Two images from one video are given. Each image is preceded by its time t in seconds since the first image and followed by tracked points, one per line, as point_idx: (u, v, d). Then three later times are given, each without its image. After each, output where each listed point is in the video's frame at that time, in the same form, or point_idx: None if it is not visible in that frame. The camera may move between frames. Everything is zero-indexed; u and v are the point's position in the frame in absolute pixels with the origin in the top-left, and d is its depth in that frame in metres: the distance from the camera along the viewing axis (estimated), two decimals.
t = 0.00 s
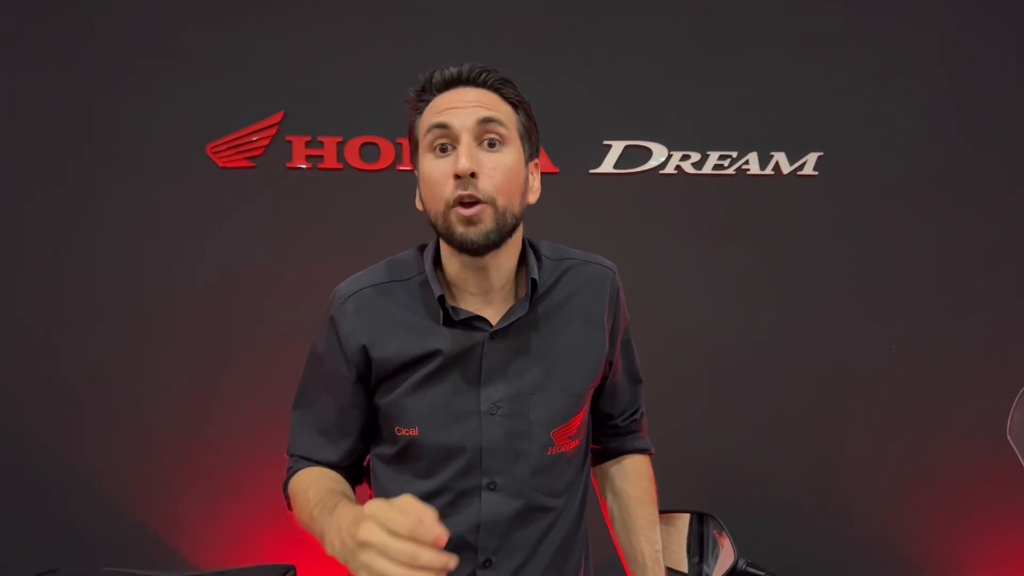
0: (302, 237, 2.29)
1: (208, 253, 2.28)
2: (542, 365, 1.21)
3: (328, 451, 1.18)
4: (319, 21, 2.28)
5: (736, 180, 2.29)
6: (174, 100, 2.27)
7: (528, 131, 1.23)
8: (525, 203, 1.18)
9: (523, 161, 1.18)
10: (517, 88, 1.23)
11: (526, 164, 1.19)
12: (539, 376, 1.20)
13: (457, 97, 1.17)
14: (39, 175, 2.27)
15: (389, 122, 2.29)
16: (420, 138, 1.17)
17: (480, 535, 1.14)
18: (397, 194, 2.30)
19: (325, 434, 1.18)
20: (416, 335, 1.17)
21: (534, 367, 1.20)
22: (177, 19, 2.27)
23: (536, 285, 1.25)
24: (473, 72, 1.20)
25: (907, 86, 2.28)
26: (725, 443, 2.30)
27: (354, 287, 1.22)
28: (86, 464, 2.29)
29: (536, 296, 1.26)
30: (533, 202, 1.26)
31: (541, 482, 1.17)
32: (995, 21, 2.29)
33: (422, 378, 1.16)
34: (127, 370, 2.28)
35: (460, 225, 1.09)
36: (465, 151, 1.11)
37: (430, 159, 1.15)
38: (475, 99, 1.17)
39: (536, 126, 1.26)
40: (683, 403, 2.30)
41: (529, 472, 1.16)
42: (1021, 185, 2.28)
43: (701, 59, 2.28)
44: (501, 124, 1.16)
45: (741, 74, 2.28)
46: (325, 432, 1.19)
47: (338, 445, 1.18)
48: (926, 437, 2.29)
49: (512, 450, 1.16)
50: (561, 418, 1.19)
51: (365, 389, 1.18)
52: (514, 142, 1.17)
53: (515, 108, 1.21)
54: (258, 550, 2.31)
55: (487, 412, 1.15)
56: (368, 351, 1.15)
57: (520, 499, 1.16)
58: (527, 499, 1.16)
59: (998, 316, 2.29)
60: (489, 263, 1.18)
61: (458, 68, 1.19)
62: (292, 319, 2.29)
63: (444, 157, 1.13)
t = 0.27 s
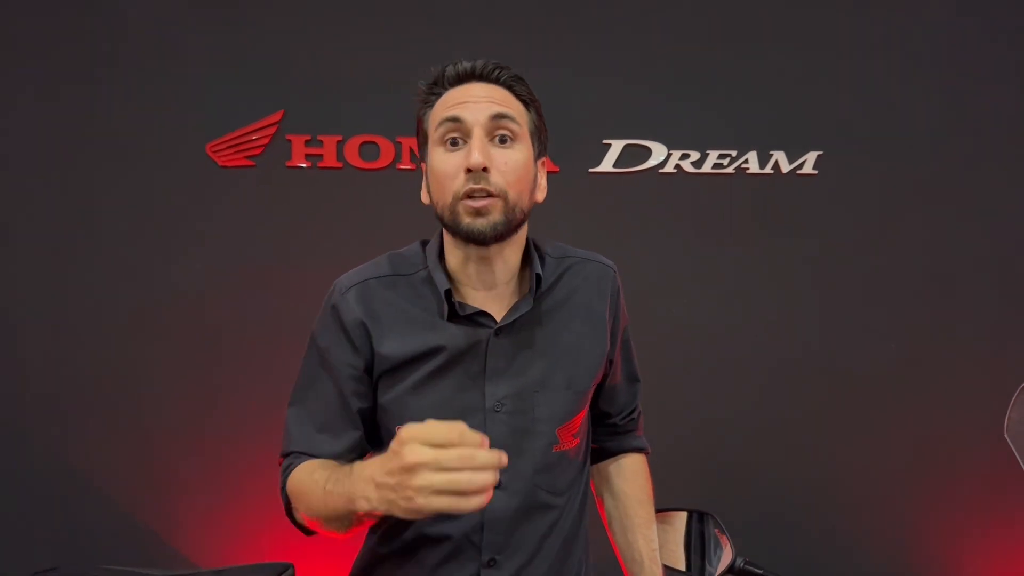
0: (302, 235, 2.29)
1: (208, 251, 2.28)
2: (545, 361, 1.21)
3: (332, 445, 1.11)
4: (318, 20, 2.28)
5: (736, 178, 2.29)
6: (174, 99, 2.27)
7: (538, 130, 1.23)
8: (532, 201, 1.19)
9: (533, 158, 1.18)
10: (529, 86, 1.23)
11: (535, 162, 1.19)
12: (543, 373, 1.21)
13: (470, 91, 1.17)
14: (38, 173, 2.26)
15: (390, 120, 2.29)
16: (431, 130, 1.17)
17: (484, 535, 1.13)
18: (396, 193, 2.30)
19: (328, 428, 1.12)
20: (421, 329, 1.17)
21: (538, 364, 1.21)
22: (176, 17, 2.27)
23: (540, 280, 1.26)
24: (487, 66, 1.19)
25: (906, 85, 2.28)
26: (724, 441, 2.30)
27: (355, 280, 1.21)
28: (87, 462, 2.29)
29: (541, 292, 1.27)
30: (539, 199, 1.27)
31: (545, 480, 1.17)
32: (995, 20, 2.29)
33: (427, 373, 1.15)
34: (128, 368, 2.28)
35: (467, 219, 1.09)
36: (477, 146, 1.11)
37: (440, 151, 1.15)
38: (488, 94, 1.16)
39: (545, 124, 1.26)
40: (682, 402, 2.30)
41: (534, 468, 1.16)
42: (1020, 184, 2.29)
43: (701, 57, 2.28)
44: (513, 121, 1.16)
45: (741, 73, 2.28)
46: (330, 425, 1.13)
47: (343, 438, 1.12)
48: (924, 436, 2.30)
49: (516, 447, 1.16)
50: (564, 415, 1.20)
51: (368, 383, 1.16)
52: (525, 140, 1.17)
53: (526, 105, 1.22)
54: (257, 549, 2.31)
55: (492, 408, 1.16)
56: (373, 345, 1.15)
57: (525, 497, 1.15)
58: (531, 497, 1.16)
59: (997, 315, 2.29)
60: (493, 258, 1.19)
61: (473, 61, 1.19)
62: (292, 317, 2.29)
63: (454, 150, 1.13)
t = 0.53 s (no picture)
0: (300, 234, 2.29)
1: (206, 250, 2.28)
2: (549, 362, 1.23)
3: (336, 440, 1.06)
4: (315, 17, 2.27)
5: (733, 176, 2.30)
6: (171, 97, 2.27)
7: (543, 129, 1.24)
8: (537, 203, 1.19)
9: (538, 160, 1.18)
10: (534, 85, 1.23)
11: (540, 163, 1.20)
12: (548, 374, 1.22)
13: (475, 90, 1.17)
14: (34, 172, 2.26)
15: (387, 119, 2.29)
16: (435, 130, 1.17)
17: (491, 536, 1.14)
18: (394, 192, 2.30)
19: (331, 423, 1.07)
20: (427, 329, 1.18)
21: (543, 365, 1.22)
22: (172, 15, 2.26)
23: (547, 281, 1.27)
24: (492, 65, 1.19)
25: (903, 83, 2.29)
26: (721, 439, 2.31)
27: (356, 275, 1.20)
28: (86, 461, 2.29)
29: (546, 293, 1.27)
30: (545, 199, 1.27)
31: (550, 480, 1.20)
32: (990, 18, 2.29)
33: (431, 372, 1.16)
34: (127, 367, 2.28)
35: (472, 222, 1.10)
36: (483, 148, 1.11)
37: (444, 153, 1.14)
38: (492, 94, 1.16)
39: (549, 124, 1.26)
40: (680, 400, 2.31)
41: (539, 470, 1.18)
42: (1015, 182, 2.30)
43: (698, 55, 2.29)
44: (519, 122, 1.16)
45: (739, 70, 2.28)
46: (335, 420, 1.08)
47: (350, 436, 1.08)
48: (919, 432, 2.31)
49: (522, 449, 1.17)
50: (569, 416, 1.22)
51: (372, 380, 1.16)
52: (530, 141, 1.17)
53: (531, 105, 1.22)
54: (257, 547, 2.31)
55: (498, 410, 1.16)
56: (378, 341, 1.15)
57: (530, 498, 1.17)
58: (537, 498, 1.18)
59: (990, 312, 2.31)
60: (497, 260, 1.18)
61: (477, 59, 1.18)
62: (290, 315, 2.30)
63: (459, 152, 1.13)
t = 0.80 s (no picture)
0: (298, 232, 2.29)
1: (204, 248, 2.28)
2: (552, 367, 1.24)
3: (339, 451, 1.07)
4: (312, 14, 2.27)
5: (730, 174, 2.31)
6: (169, 95, 2.26)
7: (547, 135, 1.23)
8: (540, 213, 1.20)
9: (542, 169, 1.18)
10: (539, 89, 1.22)
11: (544, 172, 1.20)
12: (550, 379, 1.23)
13: (478, 97, 1.16)
14: (31, 171, 2.25)
15: (385, 116, 2.29)
16: (437, 138, 1.16)
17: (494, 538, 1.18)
18: (392, 189, 2.30)
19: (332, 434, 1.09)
20: (426, 337, 1.18)
21: (544, 370, 1.23)
22: (168, 13, 2.26)
23: (548, 288, 1.26)
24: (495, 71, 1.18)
25: (899, 81, 2.30)
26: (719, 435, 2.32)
27: (354, 280, 1.20)
28: (85, 460, 2.29)
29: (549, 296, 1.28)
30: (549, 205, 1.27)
31: (551, 482, 1.22)
32: (986, 15, 2.30)
33: (433, 378, 1.17)
34: (126, 366, 2.28)
35: (475, 235, 1.11)
36: (485, 162, 1.11)
37: (446, 163, 1.14)
38: (496, 102, 1.15)
39: (553, 127, 1.26)
40: (678, 397, 2.32)
41: (542, 473, 1.20)
42: (1010, 179, 2.31)
43: (695, 53, 2.29)
44: (524, 132, 1.16)
45: (735, 68, 2.29)
46: (337, 431, 1.09)
47: (351, 447, 1.09)
48: (915, 428, 2.33)
49: (524, 453, 1.19)
50: (571, 420, 1.24)
51: (373, 386, 1.17)
52: (534, 150, 1.17)
53: (535, 110, 1.21)
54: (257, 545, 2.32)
55: (501, 416, 1.18)
56: (378, 349, 1.16)
57: (532, 501, 1.20)
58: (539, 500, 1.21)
59: (985, 309, 2.32)
60: (499, 268, 1.19)
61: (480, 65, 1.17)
62: (288, 314, 2.30)
63: (461, 164, 1.13)
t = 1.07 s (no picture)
0: (296, 230, 2.29)
1: (203, 247, 2.28)
2: (550, 366, 1.24)
3: (337, 449, 1.08)
4: (310, 13, 2.27)
5: (729, 173, 2.31)
6: (167, 93, 2.26)
7: (543, 130, 1.23)
8: (537, 208, 1.20)
9: (538, 164, 1.18)
10: (535, 85, 1.22)
11: (540, 167, 1.20)
12: (548, 378, 1.23)
13: (474, 93, 1.16)
14: (30, 169, 2.25)
15: (383, 114, 2.29)
16: (433, 135, 1.17)
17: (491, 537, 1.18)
18: (391, 187, 2.30)
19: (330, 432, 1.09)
20: (424, 336, 1.18)
21: (542, 369, 1.23)
22: (167, 11, 2.25)
23: (547, 285, 1.26)
24: (491, 66, 1.18)
25: (897, 80, 2.30)
26: (717, 434, 2.33)
27: (353, 277, 1.20)
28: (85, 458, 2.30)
29: (547, 295, 1.28)
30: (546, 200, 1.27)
31: (549, 482, 1.22)
32: (984, 14, 2.30)
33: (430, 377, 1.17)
34: (125, 365, 2.28)
35: (471, 230, 1.11)
36: (480, 157, 1.11)
37: (442, 159, 1.15)
38: (492, 98, 1.15)
39: (549, 123, 1.26)
40: (677, 395, 2.33)
41: (540, 473, 1.21)
42: (1008, 177, 2.31)
43: (693, 52, 2.29)
44: (519, 127, 1.16)
45: (734, 67, 2.29)
46: (335, 429, 1.09)
47: (349, 445, 1.09)
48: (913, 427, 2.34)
49: (522, 453, 1.19)
50: (568, 419, 1.24)
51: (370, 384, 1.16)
52: (530, 145, 1.17)
53: (531, 105, 1.21)
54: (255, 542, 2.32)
55: (499, 415, 1.18)
56: (375, 348, 1.16)
57: (529, 500, 1.20)
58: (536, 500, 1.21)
59: (983, 307, 2.33)
60: (497, 265, 1.19)
61: (476, 60, 1.18)
62: (287, 312, 2.30)
63: (457, 159, 1.13)
